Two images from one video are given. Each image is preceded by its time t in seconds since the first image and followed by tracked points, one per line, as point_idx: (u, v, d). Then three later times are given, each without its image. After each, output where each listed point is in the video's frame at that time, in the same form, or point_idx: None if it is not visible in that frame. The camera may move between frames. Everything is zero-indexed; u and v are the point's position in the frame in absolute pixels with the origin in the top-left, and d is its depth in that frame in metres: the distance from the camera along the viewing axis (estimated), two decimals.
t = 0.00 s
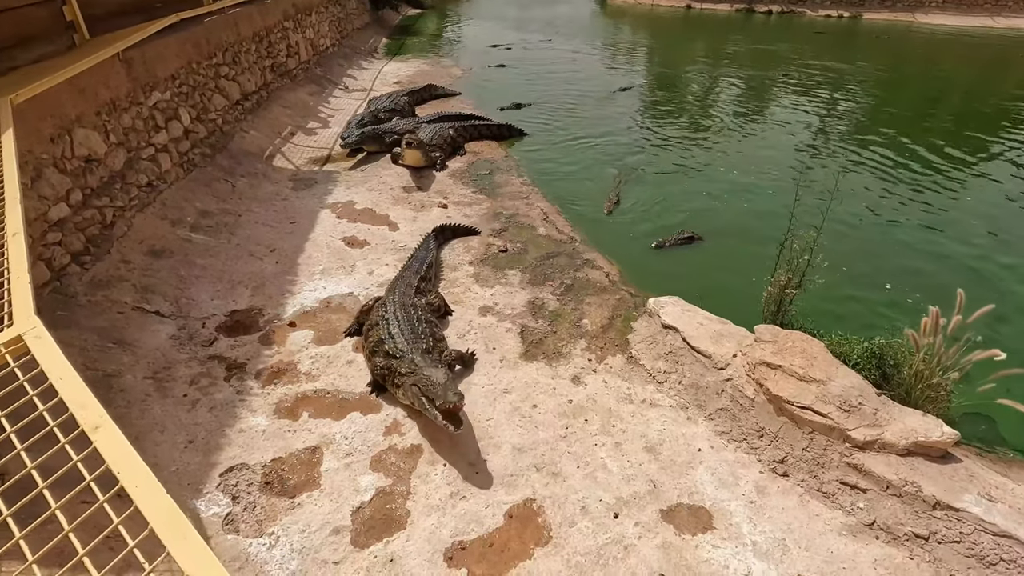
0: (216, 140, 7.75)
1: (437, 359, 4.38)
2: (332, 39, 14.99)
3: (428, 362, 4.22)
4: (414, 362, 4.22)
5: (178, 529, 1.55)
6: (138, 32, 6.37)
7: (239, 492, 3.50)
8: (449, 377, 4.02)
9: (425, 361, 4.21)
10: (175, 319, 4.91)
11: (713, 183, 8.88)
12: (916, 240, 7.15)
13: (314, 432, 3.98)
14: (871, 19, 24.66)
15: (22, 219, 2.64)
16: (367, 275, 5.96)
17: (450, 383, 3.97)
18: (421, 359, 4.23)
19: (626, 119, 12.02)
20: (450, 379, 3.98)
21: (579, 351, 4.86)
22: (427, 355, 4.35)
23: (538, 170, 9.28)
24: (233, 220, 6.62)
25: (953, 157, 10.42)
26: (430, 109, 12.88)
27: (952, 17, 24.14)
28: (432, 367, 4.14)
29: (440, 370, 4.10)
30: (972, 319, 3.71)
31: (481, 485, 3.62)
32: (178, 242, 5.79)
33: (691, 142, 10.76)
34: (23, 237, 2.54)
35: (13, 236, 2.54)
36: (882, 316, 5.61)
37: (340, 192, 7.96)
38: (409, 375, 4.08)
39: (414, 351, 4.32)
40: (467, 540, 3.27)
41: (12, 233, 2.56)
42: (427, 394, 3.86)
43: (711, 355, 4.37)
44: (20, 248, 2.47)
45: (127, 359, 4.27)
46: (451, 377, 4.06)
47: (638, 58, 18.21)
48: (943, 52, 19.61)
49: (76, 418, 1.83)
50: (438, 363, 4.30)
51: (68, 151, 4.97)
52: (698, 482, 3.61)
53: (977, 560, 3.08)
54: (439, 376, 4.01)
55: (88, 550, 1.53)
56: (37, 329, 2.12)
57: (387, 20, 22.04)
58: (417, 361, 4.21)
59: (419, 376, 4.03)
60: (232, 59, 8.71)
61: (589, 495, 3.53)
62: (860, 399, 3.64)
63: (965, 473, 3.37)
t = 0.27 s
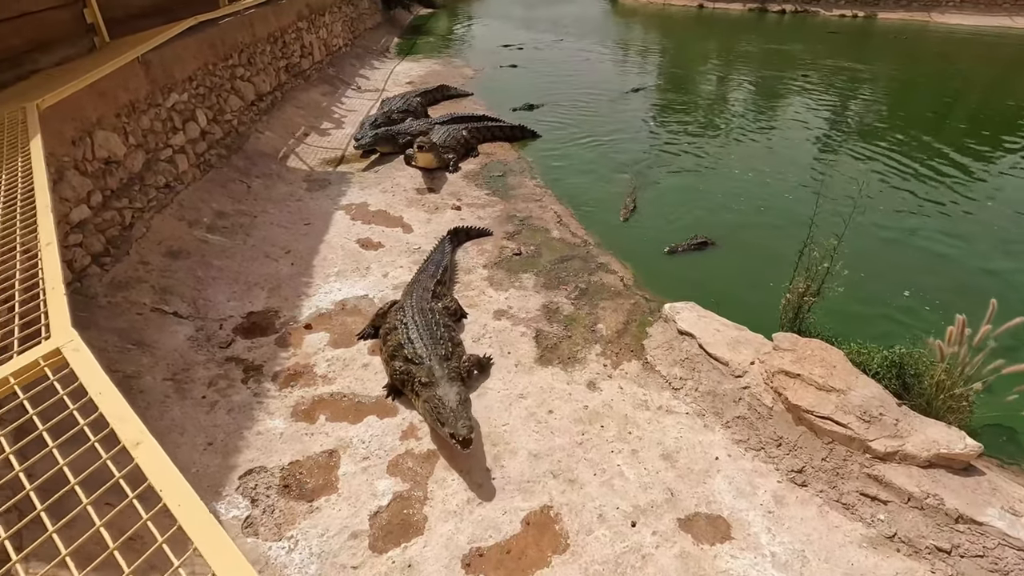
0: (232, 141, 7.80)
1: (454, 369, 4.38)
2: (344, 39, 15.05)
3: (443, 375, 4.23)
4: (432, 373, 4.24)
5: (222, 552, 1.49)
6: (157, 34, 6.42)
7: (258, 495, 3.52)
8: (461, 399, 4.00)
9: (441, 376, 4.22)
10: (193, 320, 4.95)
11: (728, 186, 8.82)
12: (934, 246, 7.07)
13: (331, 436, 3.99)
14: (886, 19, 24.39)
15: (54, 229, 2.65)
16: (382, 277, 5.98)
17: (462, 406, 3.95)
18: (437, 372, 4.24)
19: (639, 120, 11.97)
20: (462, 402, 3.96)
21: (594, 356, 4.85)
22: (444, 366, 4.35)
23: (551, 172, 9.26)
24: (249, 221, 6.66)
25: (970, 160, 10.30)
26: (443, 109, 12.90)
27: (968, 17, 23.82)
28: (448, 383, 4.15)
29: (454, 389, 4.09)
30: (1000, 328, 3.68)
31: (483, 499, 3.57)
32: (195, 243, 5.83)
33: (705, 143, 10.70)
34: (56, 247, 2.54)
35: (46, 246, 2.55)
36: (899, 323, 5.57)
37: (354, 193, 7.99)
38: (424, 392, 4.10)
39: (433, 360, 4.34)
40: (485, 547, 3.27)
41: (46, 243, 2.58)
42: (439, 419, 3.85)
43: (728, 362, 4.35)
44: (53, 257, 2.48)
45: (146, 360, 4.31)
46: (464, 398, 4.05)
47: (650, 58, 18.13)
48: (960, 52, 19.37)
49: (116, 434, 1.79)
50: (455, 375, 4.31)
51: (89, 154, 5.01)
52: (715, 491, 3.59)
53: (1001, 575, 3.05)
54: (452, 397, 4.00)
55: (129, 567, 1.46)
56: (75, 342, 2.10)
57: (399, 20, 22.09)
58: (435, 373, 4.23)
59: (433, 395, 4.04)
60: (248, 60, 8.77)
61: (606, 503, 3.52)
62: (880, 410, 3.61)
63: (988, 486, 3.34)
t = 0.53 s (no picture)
0: (249, 140, 7.85)
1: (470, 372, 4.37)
2: (359, 39, 15.11)
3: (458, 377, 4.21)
4: (449, 375, 4.23)
5: (265, 561, 1.49)
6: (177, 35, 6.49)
7: (277, 495, 3.55)
8: (474, 401, 3.95)
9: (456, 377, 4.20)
10: (211, 319, 4.99)
11: (745, 189, 8.75)
12: (955, 251, 6.97)
13: (349, 437, 4.01)
14: (904, 19, 24.07)
15: (85, 232, 2.68)
16: (397, 278, 5.99)
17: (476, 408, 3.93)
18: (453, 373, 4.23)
19: (654, 121, 11.91)
20: (475, 403, 3.94)
21: (611, 361, 4.83)
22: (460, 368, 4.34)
23: (566, 173, 9.23)
24: (266, 221, 6.69)
25: (992, 164, 10.14)
26: (457, 110, 12.91)
27: (989, 17, 23.43)
28: (463, 385, 4.13)
29: (467, 390, 4.05)
30: None
31: (495, 505, 3.55)
32: (213, 242, 5.88)
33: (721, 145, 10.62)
34: (89, 251, 2.57)
35: (79, 249, 2.59)
36: (922, 331, 5.50)
37: (370, 193, 8.01)
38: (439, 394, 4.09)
39: (450, 363, 4.34)
40: (503, 552, 3.27)
41: (78, 246, 2.61)
42: (449, 422, 3.84)
43: (747, 368, 4.31)
44: (86, 261, 2.51)
45: (166, 359, 4.35)
46: (478, 399, 4.00)
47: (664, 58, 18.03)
48: (980, 53, 19.06)
49: (155, 442, 1.79)
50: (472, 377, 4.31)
51: (111, 154, 5.07)
52: (734, 499, 3.56)
53: None
54: (465, 398, 3.96)
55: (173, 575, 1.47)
56: (111, 347, 2.11)
57: (412, 20, 22.15)
58: (452, 374, 4.22)
59: (446, 397, 4.02)
60: (265, 61, 8.84)
61: (624, 510, 3.51)
62: (904, 420, 3.56)
63: (1015, 500, 3.29)
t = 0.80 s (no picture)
0: (263, 139, 7.90)
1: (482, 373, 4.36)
2: (371, 39, 15.17)
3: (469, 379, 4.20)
4: (461, 376, 4.23)
5: (294, 563, 1.50)
6: (194, 35, 6.54)
7: (291, 493, 3.56)
8: (483, 405, 3.94)
9: (467, 379, 4.19)
10: (226, 317, 5.02)
11: (759, 190, 8.68)
12: (974, 255, 6.87)
13: (362, 436, 4.02)
14: (920, 19, 23.79)
15: (109, 230, 2.70)
16: (410, 278, 6.00)
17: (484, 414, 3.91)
18: (465, 376, 4.22)
19: (666, 122, 11.86)
20: (484, 408, 3.92)
21: (624, 362, 4.81)
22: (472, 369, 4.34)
23: (578, 174, 9.21)
24: (279, 220, 6.73)
25: (1011, 166, 9.99)
26: (468, 110, 12.93)
27: (1007, 17, 23.10)
28: (474, 388, 4.13)
29: (477, 395, 4.04)
30: None
31: (508, 506, 3.55)
32: (228, 241, 5.92)
33: (734, 146, 10.55)
34: (112, 249, 2.60)
35: (103, 247, 2.61)
36: (937, 336, 5.43)
37: (382, 193, 8.04)
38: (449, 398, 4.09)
39: (463, 364, 4.34)
40: (516, 553, 3.26)
41: (102, 244, 2.63)
42: (456, 427, 3.86)
43: (762, 372, 4.28)
44: (110, 260, 2.53)
45: (182, 357, 4.39)
46: (487, 404, 3.99)
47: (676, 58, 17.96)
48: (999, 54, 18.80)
49: (181, 441, 1.80)
50: (484, 378, 4.30)
51: (129, 152, 5.12)
52: (749, 504, 3.53)
53: None
54: (474, 403, 3.95)
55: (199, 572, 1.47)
56: (136, 346, 2.13)
57: (424, 20, 22.22)
58: (464, 376, 4.22)
59: (456, 400, 4.03)
60: (280, 60, 8.89)
61: (637, 513, 3.49)
62: (922, 426, 3.52)
63: None
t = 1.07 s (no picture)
0: (274, 138, 7.95)
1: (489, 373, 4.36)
2: (381, 38, 15.22)
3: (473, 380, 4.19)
4: (468, 376, 4.24)
5: (312, 561, 1.51)
6: (207, 35, 6.60)
7: (301, 491, 3.59)
8: (483, 406, 3.91)
9: (471, 380, 4.18)
10: (237, 315, 5.06)
11: (769, 191, 8.63)
12: (987, 258, 6.80)
13: (371, 434, 4.04)
14: (934, 20, 23.56)
15: (127, 229, 2.74)
16: (419, 277, 6.02)
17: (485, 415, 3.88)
18: (469, 377, 4.21)
19: (676, 122, 11.82)
20: (484, 409, 3.89)
21: (633, 363, 4.80)
22: (478, 369, 4.33)
23: (587, 174, 9.20)
24: (290, 219, 6.76)
25: None
26: (478, 109, 12.94)
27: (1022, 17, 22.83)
28: (478, 387, 4.12)
29: (479, 395, 4.02)
30: None
31: (517, 506, 3.55)
32: (238, 239, 5.96)
33: (744, 146, 10.50)
34: (131, 247, 2.63)
35: (122, 246, 2.64)
36: (951, 340, 5.38)
37: (392, 192, 8.06)
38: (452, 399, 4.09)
39: (470, 364, 4.35)
40: (524, 553, 3.27)
41: (121, 243, 2.66)
42: (457, 427, 3.85)
43: (772, 374, 4.26)
44: (129, 258, 2.56)
45: (194, 354, 4.43)
46: (488, 404, 3.96)
47: (686, 58, 17.89)
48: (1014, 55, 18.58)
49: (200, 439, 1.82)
50: (491, 378, 4.31)
51: (143, 151, 5.17)
52: (759, 506, 3.52)
53: None
54: (475, 403, 3.93)
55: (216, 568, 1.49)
56: (155, 344, 2.16)
57: (434, 20, 22.27)
58: (471, 375, 4.23)
59: (458, 399, 4.03)
60: (291, 60, 8.94)
61: (646, 514, 3.49)
62: (934, 430, 3.49)
63: None
